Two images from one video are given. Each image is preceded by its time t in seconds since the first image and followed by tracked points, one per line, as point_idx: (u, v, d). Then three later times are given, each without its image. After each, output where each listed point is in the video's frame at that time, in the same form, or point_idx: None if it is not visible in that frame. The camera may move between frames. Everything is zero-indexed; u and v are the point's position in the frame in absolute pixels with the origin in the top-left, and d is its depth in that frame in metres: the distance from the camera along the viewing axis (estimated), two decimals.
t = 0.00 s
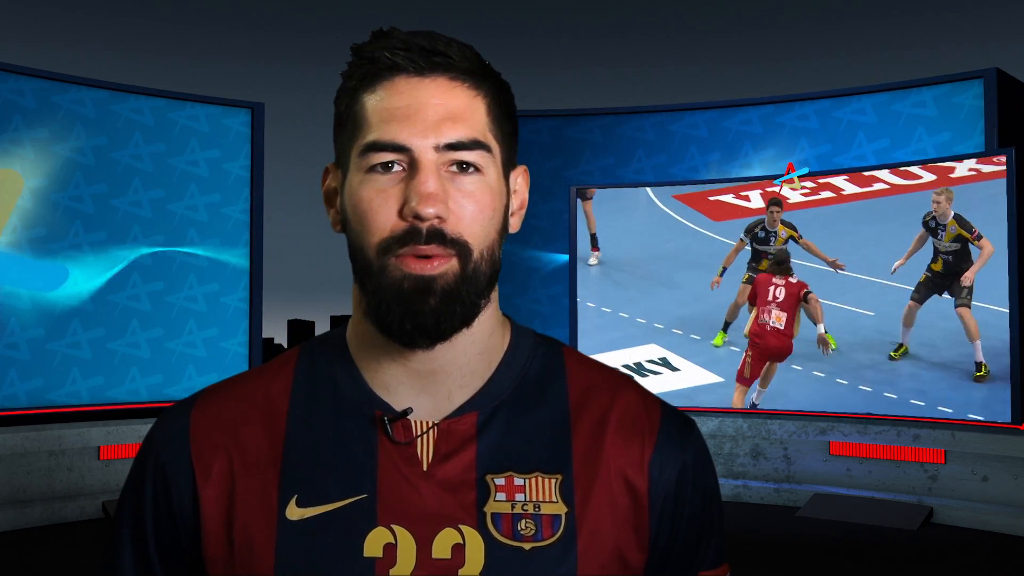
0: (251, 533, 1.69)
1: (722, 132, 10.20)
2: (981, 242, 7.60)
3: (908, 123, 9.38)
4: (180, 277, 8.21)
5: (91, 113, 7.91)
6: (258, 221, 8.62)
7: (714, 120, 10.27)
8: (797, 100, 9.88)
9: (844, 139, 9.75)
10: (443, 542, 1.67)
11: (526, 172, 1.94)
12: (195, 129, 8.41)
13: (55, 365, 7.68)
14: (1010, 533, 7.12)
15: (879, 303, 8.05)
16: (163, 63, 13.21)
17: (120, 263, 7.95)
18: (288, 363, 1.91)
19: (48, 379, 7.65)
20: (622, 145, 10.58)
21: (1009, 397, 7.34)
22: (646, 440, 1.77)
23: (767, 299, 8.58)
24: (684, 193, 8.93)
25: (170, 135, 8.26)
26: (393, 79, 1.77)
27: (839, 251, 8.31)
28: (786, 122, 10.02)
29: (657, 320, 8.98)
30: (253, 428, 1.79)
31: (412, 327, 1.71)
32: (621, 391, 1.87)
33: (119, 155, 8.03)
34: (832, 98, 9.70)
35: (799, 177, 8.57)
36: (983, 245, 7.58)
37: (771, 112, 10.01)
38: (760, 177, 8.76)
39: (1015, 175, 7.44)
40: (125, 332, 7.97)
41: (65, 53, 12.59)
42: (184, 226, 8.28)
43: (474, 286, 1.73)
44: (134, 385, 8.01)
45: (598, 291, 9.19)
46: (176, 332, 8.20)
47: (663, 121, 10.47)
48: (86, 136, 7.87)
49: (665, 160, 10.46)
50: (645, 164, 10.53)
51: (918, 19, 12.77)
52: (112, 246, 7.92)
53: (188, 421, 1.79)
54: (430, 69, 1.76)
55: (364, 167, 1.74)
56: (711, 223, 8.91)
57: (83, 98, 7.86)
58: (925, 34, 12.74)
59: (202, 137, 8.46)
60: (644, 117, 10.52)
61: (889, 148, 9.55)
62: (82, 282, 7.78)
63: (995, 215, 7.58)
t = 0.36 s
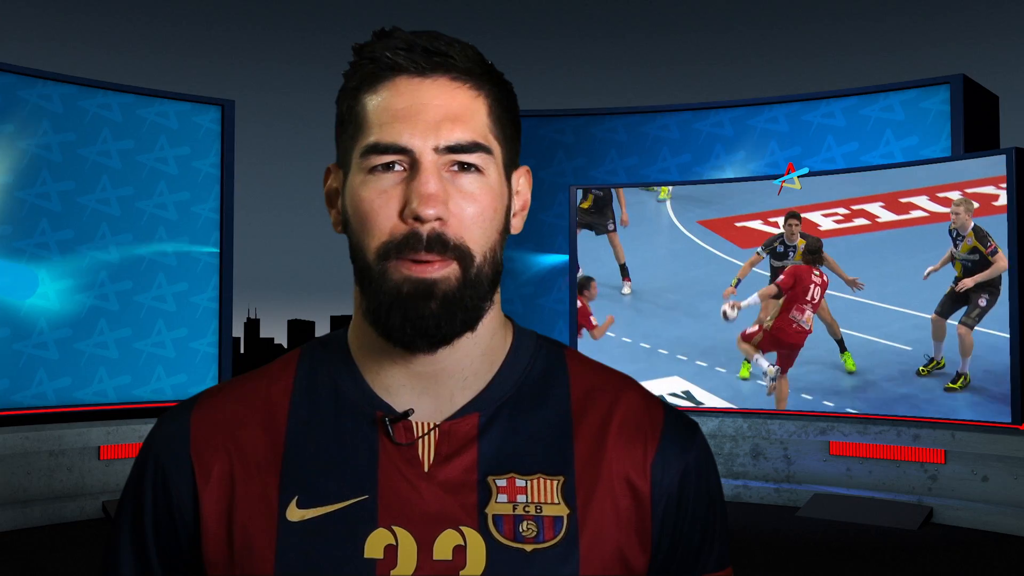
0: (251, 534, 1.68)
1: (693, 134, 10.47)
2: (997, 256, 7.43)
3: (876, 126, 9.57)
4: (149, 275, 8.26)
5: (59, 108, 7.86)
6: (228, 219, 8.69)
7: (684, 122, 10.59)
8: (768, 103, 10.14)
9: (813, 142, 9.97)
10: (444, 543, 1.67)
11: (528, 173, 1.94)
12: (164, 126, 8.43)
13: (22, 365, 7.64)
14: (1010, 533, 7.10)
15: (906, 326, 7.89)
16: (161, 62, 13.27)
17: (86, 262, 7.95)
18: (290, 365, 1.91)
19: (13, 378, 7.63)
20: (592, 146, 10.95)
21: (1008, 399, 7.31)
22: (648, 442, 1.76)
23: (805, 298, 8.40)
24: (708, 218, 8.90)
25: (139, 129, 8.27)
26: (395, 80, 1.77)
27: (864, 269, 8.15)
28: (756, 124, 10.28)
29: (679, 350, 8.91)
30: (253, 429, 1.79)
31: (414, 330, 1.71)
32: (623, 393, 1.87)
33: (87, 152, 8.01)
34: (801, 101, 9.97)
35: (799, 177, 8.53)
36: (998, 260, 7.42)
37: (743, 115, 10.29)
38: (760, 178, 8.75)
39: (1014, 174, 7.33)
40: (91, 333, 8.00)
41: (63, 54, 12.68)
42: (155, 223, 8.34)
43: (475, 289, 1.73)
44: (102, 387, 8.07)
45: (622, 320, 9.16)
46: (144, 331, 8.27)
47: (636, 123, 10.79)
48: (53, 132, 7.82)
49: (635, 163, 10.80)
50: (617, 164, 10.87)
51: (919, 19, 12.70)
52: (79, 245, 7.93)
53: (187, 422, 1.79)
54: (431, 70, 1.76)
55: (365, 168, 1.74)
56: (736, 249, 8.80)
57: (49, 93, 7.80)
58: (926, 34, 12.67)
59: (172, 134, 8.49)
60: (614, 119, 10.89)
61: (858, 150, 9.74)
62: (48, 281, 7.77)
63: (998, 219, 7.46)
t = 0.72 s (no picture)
0: (252, 534, 1.69)
1: (665, 136, 11.05)
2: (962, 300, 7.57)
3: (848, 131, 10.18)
4: (117, 274, 8.29)
5: (25, 103, 7.82)
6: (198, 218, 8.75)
7: (657, 124, 11.15)
8: (737, 106, 10.73)
9: (783, 145, 10.58)
10: (445, 543, 1.67)
11: (530, 172, 1.94)
12: (133, 123, 8.42)
13: None
14: (1011, 533, 7.09)
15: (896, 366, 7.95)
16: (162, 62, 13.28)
17: (54, 259, 7.94)
18: (291, 365, 1.91)
19: None
20: (566, 146, 11.45)
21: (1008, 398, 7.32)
22: (649, 442, 1.77)
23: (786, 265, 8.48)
24: (697, 257, 8.92)
25: (106, 125, 8.24)
26: (396, 78, 1.77)
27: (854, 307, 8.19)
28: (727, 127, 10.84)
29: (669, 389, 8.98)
30: (255, 428, 1.79)
31: (415, 329, 1.71)
32: (624, 393, 1.87)
33: (53, 148, 7.97)
34: (773, 105, 10.56)
35: (799, 177, 8.49)
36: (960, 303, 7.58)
37: (713, 118, 10.87)
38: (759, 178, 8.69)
39: (1015, 174, 7.34)
40: (58, 333, 7.97)
41: (61, 55, 12.72)
42: (123, 222, 8.36)
43: (476, 288, 1.73)
44: (69, 389, 8.05)
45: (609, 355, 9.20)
46: (111, 331, 8.27)
47: (608, 124, 11.35)
48: (19, 128, 7.76)
49: (608, 163, 11.32)
50: (590, 165, 11.41)
51: (921, 20, 12.67)
52: (46, 243, 7.90)
53: (188, 422, 1.79)
54: (433, 69, 1.76)
55: (367, 166, 1.74)
56: (724, 287, 8.80)
57: (16, 89, 7.76)
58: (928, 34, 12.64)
59: (141, 131, 8.49)
60: (587, 121, 11.39)
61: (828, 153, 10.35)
62: (15, 280, 7.72)
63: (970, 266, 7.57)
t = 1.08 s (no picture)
0: (253, 534, 1.69)
1: (637, 137, 11.08)
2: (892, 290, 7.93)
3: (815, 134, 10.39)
4: (84, 273, 8.17)
5: None
6: (166, 214, 8.68)
7: (629, 125, 11.15)
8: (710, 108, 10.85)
9: (753, 147, 10.72)
10: (445, 542, 1.68)
11: (528, 174, 1.94)
12: (101, 118, 8.36)
13: None
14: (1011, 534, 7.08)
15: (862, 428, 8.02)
16: (161, 63, 13.26)
17: (20, 258, 7.79)
18: (290, 366, 1.91)
19: None
20: (539, 147, 11.30)
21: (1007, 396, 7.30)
22: (648, 442, 1.77)
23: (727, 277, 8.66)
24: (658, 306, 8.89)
25: (74, 120, 8.15)
26: (395, 80, 1.77)
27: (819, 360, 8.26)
28: (699, 129, 10.94)
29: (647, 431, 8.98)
30: (254, 429, 1.78)
31: (413, 330, 1.72)
32: (623, 392, 1.87)
33: (19, 144, 7.83)
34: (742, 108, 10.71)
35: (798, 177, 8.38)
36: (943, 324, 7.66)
37: (685, 119, 10.96)
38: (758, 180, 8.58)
39: (1014, 175, 7.35)
40: (24, 333, 7.83)
41: (57, 57, 12.66)
42: (91, 218, 8.23)
43: (475, 289, 1.73)
44: (36, 389, 7.93)
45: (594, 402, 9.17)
46: (78, 333, 8.16)
47: (578, 126, 11.28)
48: None
49: (580, 164, 11.25)
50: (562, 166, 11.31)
51: (922, 20, 12.61)
52: (12, 242, 7.75)
53: (189, 423, 1.79)
54: (432, 71, 1.76)
55: (366, 168, 1.74)
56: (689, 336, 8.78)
57: None
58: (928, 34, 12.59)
59: (108, 127, 8.42)
60: (559, 121, 11.29)
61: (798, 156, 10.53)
62: None
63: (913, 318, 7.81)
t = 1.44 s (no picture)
0: (251, 533, 1.68)
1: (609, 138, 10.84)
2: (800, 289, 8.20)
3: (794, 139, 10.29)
4: (51, 273, 7.88)
5: None
6: (134, 212, 8.41)
7: (600, 126, 10.90)
8: (680, 110, 10.66)
9: (723, 149, 10.56)
10: (444, 542, 1.68)
11: (524, 172, 1.94)
12: (68, 114, 8.06)
13: None
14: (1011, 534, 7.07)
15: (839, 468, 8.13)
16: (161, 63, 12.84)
17: None
18: (287, 365, 1.91)
19: None
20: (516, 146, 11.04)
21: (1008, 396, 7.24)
22: (646, 441, 1.76)
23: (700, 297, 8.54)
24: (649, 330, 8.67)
25: (40, 115, 7.82)
26: (390, 80, 1.77)
27: (790, 402, 8.20)
28: (669, 131, 10.77)
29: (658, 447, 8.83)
30: (253, 427, 1.78)
31: (411, 331, 1.71)
32: (621, 391, 1.87)
33: None
34: (712, 109, 10.56)
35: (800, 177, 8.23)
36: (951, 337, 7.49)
37: (656, 121, 10.77)
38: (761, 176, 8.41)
39: (1016, 174, 7.25)
40: None
41: (58, 57, 12.26)
42: (57, 216, 7.93)
43: (471, 290, 1.73)
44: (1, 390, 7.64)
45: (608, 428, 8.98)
46: (43, 334, 7.88)
47: (553, 125, 10.96)
48: None
49: (552, 164, 10.97)
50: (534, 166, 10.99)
51: (922, 20, 12.53)
52: None
53: (187, 421, 1.79)
54: (426, 71, 1.76)
55: (362, 168, 1.75)
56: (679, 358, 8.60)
57: None
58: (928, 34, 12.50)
59: (76, 123, 8.14)
60: (532, 122, 11.01)
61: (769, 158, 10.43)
62: None
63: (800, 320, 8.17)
